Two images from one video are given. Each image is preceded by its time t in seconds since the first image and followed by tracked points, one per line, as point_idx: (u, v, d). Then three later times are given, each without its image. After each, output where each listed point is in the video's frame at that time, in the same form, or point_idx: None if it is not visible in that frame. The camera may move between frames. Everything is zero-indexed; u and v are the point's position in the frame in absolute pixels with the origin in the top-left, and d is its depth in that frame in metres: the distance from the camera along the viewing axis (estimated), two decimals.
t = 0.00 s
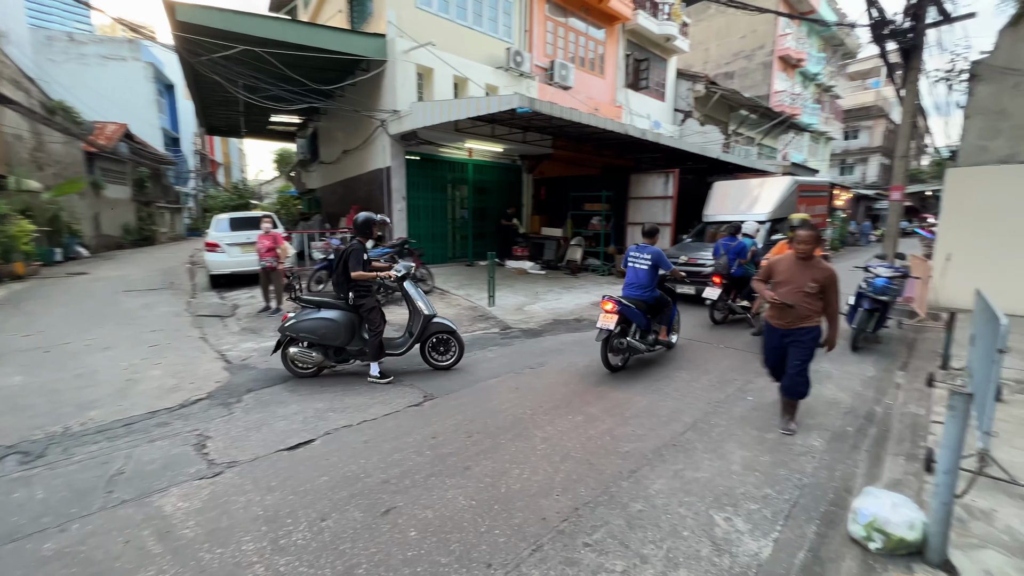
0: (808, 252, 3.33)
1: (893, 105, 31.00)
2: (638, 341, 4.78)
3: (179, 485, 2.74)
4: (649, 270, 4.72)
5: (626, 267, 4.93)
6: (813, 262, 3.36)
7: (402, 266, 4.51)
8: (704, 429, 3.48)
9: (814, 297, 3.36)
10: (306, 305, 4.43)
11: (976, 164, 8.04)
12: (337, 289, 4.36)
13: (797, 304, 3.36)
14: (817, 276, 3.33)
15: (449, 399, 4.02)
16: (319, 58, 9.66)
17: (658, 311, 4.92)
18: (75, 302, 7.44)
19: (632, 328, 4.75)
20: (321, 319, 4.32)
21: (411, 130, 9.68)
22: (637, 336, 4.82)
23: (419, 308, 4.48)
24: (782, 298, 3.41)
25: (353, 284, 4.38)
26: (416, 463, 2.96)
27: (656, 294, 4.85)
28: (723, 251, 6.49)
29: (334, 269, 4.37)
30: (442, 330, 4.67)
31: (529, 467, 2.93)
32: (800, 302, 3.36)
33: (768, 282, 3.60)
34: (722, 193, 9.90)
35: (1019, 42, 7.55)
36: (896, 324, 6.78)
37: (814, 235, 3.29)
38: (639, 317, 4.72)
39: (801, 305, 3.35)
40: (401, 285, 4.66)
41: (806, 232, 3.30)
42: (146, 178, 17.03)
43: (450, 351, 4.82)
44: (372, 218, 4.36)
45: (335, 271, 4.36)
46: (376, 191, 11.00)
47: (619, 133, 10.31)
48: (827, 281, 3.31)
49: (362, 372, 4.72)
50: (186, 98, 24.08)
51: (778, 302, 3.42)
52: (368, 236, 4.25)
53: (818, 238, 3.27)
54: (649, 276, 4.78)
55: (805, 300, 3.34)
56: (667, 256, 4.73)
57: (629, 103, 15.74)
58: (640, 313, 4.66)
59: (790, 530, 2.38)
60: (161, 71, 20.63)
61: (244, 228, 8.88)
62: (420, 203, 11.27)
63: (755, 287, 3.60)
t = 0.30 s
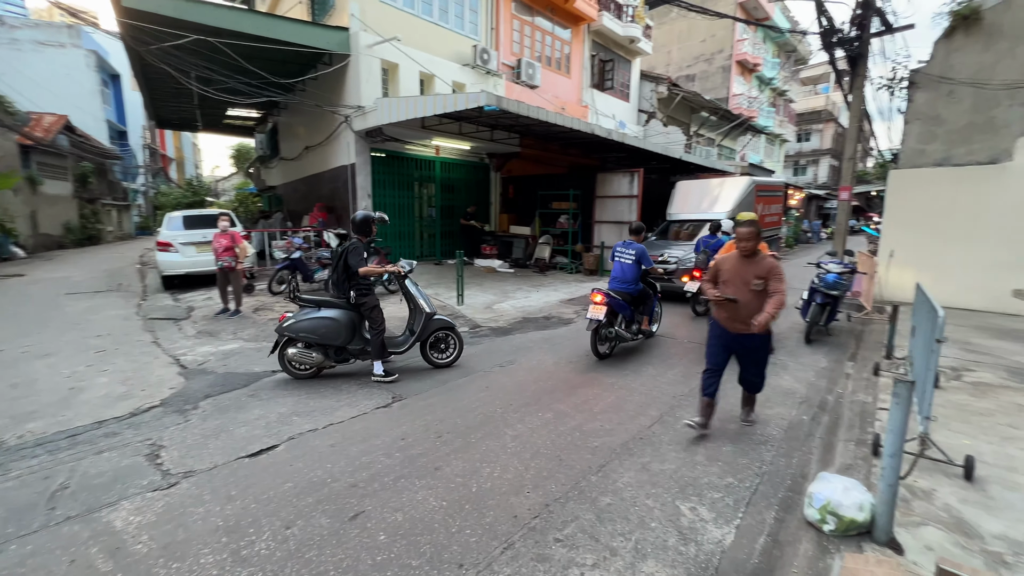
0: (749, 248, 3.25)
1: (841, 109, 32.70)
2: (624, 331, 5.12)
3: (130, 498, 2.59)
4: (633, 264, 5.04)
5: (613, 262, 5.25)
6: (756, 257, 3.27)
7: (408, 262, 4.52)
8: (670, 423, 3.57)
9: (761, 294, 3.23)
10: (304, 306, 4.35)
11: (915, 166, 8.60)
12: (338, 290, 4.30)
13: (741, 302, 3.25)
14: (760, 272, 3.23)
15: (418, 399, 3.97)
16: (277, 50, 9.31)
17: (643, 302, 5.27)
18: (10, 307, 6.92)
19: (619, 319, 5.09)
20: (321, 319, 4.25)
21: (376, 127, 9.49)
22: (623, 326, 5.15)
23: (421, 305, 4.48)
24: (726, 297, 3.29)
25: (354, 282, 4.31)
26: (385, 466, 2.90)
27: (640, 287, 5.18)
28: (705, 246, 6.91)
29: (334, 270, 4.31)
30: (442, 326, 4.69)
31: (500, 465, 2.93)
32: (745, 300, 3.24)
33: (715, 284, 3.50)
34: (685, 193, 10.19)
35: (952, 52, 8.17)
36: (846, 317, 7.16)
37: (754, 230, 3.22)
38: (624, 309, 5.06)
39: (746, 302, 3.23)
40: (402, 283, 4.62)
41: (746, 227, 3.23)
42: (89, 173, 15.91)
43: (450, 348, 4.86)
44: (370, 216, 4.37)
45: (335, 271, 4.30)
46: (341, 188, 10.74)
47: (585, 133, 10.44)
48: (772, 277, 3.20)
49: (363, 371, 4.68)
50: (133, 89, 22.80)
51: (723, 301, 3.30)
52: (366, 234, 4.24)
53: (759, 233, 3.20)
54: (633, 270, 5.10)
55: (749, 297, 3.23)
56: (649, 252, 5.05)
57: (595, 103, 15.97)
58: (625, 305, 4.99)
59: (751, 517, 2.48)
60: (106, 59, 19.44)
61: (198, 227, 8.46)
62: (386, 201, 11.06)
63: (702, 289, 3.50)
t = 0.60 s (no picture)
0: (689, 248, 3.05)
1: (801, 113, 34.05)
2: (616, 323, 5.43)
3: (85, 511, 2.46)
4: (622, 261, 5.29)
5: (605, 258, 5.51)
6: (697, 257, 3.06)
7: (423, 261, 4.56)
8: (643, 418, 3.64)
9: (704, 297, 3.03)
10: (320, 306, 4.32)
11: (871, 168, 9.03)
12: (357, 288, 4.31)
13: (685, 307, 3.03)
14: (702, 274, 3.02)
15: (391, 401, 3.91)
16: (242, 43, 9.01)
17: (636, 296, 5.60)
18: None
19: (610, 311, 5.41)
20: (340, 318, 4.25)
21: (347, 124, 9.30)
22: (615, 318, 5.46)
23: (436, 302, 4.59)
24: (668, 302, 3.08)
25: (372, 280, 4.34)
26: (359, 469, 2.85)
27: (630, 282, 5.44)
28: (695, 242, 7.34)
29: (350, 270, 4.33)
30: (455, 321, 4.86)
31: (476, 465, 2.92)
32: (688, 304, 3.04)
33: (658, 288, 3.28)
34: (655, 193, 10.39)
35: (903, 60, 8.60)
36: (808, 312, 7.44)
37: (692, 229, 3.01)
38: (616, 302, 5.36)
39: (690, 307, 3.02)
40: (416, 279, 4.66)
41: (685, 226, 3.02)
42: (38, 171, 14.97)
43: (461, 342, 5.05)
44: (385, 216, 4.37)
45: (352, 270, 4.31)
46: (310, 186, 10.49)
47: (558, 132, 10.50)
48: (715, 278, 3.00)
49: (377, 368, 4.75)
50: (85, 81, 21.73)
51: (666, 307, 3.08)
52: (383, 234, 4.24)
53: (699, 231, 2.99)
54: (622, 266, 5.35)
55: (693, 301, 3.02)
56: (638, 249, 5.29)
57: (567, 103, 16.10)
58: (616, 299, 5.28)
59: (722, 508, 2.55)
60: (53, 49, 18.41)
61: (157, 226, 8.14)
62: (358, 199, 10.85)
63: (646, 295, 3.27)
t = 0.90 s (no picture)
0: (647, 258, 2.57)
1: (772, 116, 35.08)
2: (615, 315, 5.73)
3: (46, 525, 2.35)
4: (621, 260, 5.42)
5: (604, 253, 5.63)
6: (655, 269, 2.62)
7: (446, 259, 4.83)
8: (622, 416, 3.68)
9: (660, 315, 2.61)
10: (351, 302, 4.50)
11: (838, 170, 9.36)
12: (388, 284, 4.51)
13: (638, 327, 2.58)
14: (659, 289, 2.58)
15: (369, 403, 3.85)
16: (212, 38, 8.74)
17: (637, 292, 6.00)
18: None
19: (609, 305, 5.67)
20: (373, 313, 4.44)
21: (322, 122, 9.14)
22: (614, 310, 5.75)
23: (462, 296, 4.91)
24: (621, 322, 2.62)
25: (402, 277, 4.57)
26: (337, 473, 2.80)
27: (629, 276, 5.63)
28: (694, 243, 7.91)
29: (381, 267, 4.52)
30: (475, 316, 5.15)
31: (457, 466, 2.90)
32: (643, 324, 2.59)
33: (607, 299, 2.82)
34: (632, 193, 10.56)
35: (867, 66, 8.94)
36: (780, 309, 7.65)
37: (649, 237, 2.53)
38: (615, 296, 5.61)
39: (645, 328, 2.60)
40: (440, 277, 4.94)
41: (641, 233, 2.52)
42: None
43: (479, 336, 5.30)
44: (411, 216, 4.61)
45: (383, 267, 4.50)
46: (284, 185, 10.26)
47: (537, 133, 10.54)
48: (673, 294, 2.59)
49: (401, 363, 4.93)
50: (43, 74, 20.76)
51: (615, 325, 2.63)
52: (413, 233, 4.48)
53: (656, 240, 2.51)
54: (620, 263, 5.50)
55: (648, 321, 2.59)
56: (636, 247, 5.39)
57: (545, 103, 16.17)
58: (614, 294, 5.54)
59: (699, 503, 2.60)
60: (8, 41, 17.52)
61: (121, 226, 7.81)
62: (334, 198, 10.67)
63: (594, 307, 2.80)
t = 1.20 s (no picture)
0: (599, 260, 2.31)
1: (752, 117, 35.77)
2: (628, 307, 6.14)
3: (13, 536, 2.26)
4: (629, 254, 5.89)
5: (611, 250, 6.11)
6: (612, 269, 2.35)
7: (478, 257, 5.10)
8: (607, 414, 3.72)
9: (615, 321, 2.36)
10: (394, 298, 4.80)
11: (815, 170, 9.58)
12: (428, 281, 4.83)
13: (589, 333, 2.36)
14: (613, 293, 2.32)
15: (351, 406, 3.81)
16: (189, 34, 8.54)
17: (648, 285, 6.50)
18: None
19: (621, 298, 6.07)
20: (415, 308, 4.75)
21: (304, 120, 9.01)
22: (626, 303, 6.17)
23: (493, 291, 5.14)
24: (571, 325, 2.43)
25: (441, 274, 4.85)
26: (319, 477, 2.77)
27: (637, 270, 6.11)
28: (694, 241, 8.68)
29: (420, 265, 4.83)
30: (503, 311, 5.39)
31: (442, 467, 2.89)
32: (593, 330, 2.37)
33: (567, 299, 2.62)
34: (616, 193, 10.75)
35: (842, 70, 9.17)
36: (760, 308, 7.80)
37: (601, 235, 2.27)
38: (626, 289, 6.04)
39: (595, 335, 2.37)
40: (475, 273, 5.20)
41: (592, 231, 2.28)
42: None
43: (508, 329, 5.54)
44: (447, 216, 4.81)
45: (422, 265, 4.81)
46: (264, 185, 10.08)
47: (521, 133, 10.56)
48: (630, 298, 2.31)
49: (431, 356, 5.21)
50: (10, 69, 20.03)
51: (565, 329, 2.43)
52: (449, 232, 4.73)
53: (609, 238, 2.26)
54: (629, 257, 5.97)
55: (599, 327, 2.36)
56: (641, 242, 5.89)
57: (529, 103, 16.20)
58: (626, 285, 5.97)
59: (682, 498, 2.64)
60: None
61: (94, 226, 7.60)
62: (316, 198, 10.53)
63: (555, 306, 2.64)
